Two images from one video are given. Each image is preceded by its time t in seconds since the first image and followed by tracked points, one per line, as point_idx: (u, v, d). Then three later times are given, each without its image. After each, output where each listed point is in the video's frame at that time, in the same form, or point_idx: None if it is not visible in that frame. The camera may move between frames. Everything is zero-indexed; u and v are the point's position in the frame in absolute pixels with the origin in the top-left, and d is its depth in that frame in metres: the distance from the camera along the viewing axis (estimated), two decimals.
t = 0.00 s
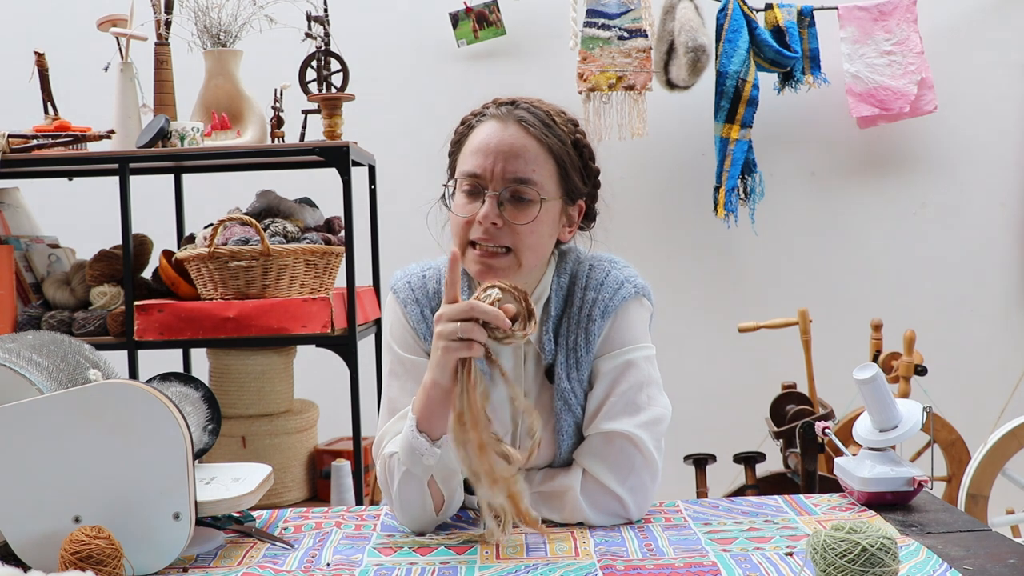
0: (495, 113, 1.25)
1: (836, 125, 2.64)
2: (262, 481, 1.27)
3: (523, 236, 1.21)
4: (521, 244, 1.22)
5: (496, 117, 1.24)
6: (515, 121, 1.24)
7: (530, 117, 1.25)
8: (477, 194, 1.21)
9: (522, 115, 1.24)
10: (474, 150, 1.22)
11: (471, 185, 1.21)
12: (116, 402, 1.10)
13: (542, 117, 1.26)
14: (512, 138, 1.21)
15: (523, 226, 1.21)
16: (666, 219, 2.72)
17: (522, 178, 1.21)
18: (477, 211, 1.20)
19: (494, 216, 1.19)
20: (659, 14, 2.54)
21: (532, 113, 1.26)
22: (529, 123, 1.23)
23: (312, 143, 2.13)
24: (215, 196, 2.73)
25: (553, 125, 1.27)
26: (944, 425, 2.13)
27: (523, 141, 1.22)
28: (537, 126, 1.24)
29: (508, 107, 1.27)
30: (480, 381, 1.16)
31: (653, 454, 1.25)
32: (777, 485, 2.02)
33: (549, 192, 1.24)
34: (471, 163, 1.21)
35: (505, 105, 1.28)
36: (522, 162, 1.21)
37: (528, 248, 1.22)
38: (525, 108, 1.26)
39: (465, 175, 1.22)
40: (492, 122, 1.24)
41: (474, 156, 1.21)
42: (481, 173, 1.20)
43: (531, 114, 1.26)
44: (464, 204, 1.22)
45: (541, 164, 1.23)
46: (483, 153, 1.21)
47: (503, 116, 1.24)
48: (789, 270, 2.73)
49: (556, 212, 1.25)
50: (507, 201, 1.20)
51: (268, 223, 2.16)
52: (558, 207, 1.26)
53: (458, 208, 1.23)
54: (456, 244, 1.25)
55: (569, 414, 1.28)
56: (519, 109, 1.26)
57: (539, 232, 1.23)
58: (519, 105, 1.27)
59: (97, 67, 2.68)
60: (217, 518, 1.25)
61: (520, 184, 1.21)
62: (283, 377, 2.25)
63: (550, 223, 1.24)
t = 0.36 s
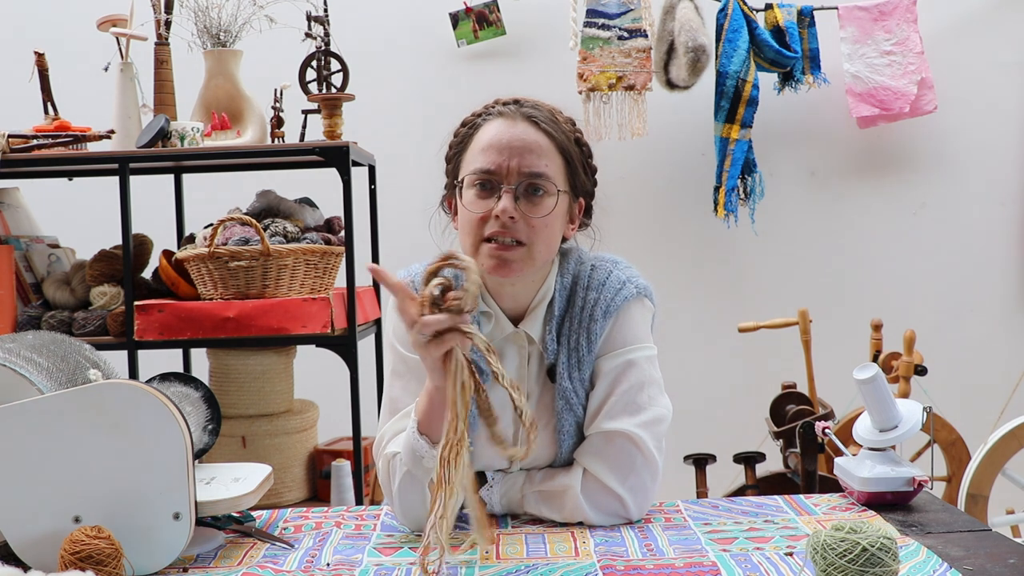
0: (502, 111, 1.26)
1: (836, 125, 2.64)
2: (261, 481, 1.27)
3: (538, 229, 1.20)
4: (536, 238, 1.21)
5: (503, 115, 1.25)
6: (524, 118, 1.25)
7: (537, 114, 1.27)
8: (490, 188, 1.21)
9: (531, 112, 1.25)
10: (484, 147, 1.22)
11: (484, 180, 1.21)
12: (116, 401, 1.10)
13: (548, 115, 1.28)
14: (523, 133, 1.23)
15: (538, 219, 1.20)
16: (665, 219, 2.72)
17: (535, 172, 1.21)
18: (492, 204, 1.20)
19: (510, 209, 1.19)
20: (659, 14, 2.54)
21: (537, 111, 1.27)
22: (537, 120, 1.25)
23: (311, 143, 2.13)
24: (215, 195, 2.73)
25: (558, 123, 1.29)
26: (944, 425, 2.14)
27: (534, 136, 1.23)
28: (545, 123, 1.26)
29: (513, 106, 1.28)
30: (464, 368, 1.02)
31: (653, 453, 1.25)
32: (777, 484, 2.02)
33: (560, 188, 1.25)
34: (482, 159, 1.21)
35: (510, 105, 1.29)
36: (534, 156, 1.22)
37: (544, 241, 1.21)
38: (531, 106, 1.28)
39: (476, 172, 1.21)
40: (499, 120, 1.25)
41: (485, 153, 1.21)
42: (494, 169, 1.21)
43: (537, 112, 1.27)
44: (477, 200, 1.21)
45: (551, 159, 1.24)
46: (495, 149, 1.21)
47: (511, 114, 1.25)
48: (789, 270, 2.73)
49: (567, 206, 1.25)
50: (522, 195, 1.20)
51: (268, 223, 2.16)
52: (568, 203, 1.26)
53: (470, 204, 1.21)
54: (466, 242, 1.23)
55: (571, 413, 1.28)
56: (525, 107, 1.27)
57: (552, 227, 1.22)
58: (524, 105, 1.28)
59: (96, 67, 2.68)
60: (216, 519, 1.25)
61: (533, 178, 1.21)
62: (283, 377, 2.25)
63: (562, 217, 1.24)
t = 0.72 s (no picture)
0: (513, 110, 1.26)
1: (835, 125, 2.64)
2: (262, 481, 1.27)
3: (542, 228, 1.20)
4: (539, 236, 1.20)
5: (513, 114, 1.25)
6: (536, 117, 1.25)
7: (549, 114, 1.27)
8: (498, 185, 1.21)
9: (542, 112, 1.25)
10: (495, 143, 1.22)
11: (492, 177, 1.21)
12: (116, 401, 1.10)
13: (559, 116, 1.28)
14: (533, 132, 1.23)
15: (543, 218, 1.20)
16: (665, 219, 2.72)
17: (543, 172, 1.21)
18: (499, 201, 1.20)
19: (516, 206, 1.18)
20: (659, 14, 2.54)
21: (549, 111, 1.27)
22: (548, 120, 1.25)
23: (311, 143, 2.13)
24: (214, 196, 2.73)
25: (569, 125, 1.29)
26: (944, 426, 2.14)
27: (544, 136, 1.23)
28: (556, 123, 1.26)
29: (524, 105, 1.28)
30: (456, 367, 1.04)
31: (653, 453, 1.25)
32: (777, 485, 2.02)
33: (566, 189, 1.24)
34: (492, 156, 1.22)
35: (521, 104, 1.29)
36: (543, 156, 1.22)
37: (547, 239, 1.21)
38: (543, 106, 1.28)
39: (485, 168, 1.22)
40: (511, 118, 1.25)
41: (495, 149, 1.21)
42: (502, 166, 1.21)
43: (548, 112, 1.27)
44: (483, 195, 1.21)
45: (559, 160, 1.24)
46: (506, 147, 1.21)
47: (522, 113, 1.25)
48: (788, 270, 2.73)
49: (572, 207, 1.25)
50: (527, 194, 1.21)
51: (268, 223, 2.16)
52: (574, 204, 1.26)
53: (477, 200, 1.21)
54: (470, 237, 1.23)
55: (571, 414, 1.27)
56: (536, 107, 1.27)
57: (557, 227, 1.22)
58: (536, 104, 1.28)
59: (97, 68, 2.68)
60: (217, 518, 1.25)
61: (540, 178, 1.21)
62: (283, 377, 2.25)
63: (567, 218, 1.24)
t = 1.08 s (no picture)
0: (508, 111, 1.26)
1: (835, 125, 2.64)
2: (261, 481, 1.27)
3: (533, 230, 1.21)
4: (531, 236, 1.21)
5: (509, 114, 1.25)
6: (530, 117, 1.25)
7: (545, 114, 1.26)
8: (489, 186, 1.21)
9: (536, 113, 1.25)
10: (488, 143, 1.22)
11: (484, 178, 1.21)
12: (115, 401, 1.10)
13: (556, 116, 1.27)
14: (526, 133, 1.22)
15: (534, 219, 1.21)
16: (665, 219, 2.72)
17: (534, 172, 1.21)
18: (489, 202, 1.20)
19: (505, 206, 1.19)
20: (659, 14, 2.54)
21: (545, 111, 1.27)
22: (542, 120, 1.25)
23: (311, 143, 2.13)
24: (214, 196, 2.73)
25: (565, 124, 1.28)
26: (944, 426, 2.14)
27: (537, 136, 1.23)
28: (550, 123, 1.25)
29: (521, 105, 1.28)
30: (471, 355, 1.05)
31: (653, 453, 1.25)
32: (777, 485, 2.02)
33: (560, 189, 1.24)
34: (484, 156, 1.22)
35: (519, 104, 1.28)
36: (535, 157, 1.22)
37: (539, 240, 1.22)
38: (538, 106, 1.27)
39: (477, 168, 1.22)
40: (506, 118, 1.25)
41: (488, 150, 1.22)
42: (493, 166, 1.21)
43: (545, 112, 1.27)
44: (475, 195, 1.21)
45: (553, 160, 1.24)
46: (498, 147, 1.21)
47: (516, 114, 1.25)
48: (788, 270, 2.73)
49: (566, 208, 1.25)
50: (518, 194, 1.20)
51: (268, 223, 2.16)
52: (568, 204, 1.26)
53: (469, 200, 1.22)
54: (464, 236, 1.24)
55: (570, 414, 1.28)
56: (533, 107, 1.27)
57: (549, 227, 1.22)
58: (532, 104, 1.28)
59: (96, 67, 2.68)
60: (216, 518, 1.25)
61: (531, 178, 1.21)
62: (283, 377, 2.25)
63: (561, 218, 1.24)
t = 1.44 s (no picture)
0: (504, 112, 1.26)
1: (835, 125, 2.64)
2: (261, 481, 1.27)
3: (527, 232, 1.21)
4: (525, 238, 1.22)
5: (506, 115, 1.25)
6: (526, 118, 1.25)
7: (542, 114, 1.26)
8: (485, 187, 1.22)
9: (532, 113, 1.25)
10: (484, 144, 1.23)
11: (479, 179, 1.22)
12: (115, 401, 1.10)
13: (553, 116, 1.27)
14: (521, 133, 1.22)
15: (528, 221, 1.21)
16: (665, 219, 2.72)
17: (529, 173, 1.21)
18: (483, 203, 1.21)
19: (499, 207, 1.20)
20: (659, 14, 2.54)
21: (542, 112, 1.27)
22: (538, 121, 1.24)
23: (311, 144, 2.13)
24: (214, 196, 2.73)
25: (562, 125, 1.28)
26: (944, 426, 2.14)
27: (532, 137, 1.23)
28: (546, 123, 1.25)
29: (519, 105, 1.28)
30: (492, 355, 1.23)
31: (654, 453, 1.25)
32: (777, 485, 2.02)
33: (555, 190, 1.24)
34: (480, 158, 1.22)
35: (516, 104, 1.28)
36: (530, 158, 1.22)
37: (533, 243, 1.22)
38: (535, 106, 1.27)
39: (473, 169, 1.22)
40: (502, 119, 1.25)
41: (483, 151, 1.22)
42: (488, 167, 1.21)
43: (542, 113, 1.27)
44: (471, 196, 1.22)
45: (548, 161, 1.24)
46: (493, 148, 1.22)
47: (512, 114, 1.25)
48: (788, 270, 2.73)
49: (562, 209, 1.25)
50: (512, 196, 1.21)
51: (268, 223, 2.16)
52: (565, 206, 1.26)
53: (465, 201, 1.23)
54: (462, 237, 1.25)
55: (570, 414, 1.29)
56: (530, 108, 1.27)
57: (543, 229, 1.23)
58: (529, 104, 1.28)
59: (96, 67, 2.68)
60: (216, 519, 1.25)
61: (525, 179, 1.21)
62: (283, 377, 2.25)
63: (557, 219, 1.24)
